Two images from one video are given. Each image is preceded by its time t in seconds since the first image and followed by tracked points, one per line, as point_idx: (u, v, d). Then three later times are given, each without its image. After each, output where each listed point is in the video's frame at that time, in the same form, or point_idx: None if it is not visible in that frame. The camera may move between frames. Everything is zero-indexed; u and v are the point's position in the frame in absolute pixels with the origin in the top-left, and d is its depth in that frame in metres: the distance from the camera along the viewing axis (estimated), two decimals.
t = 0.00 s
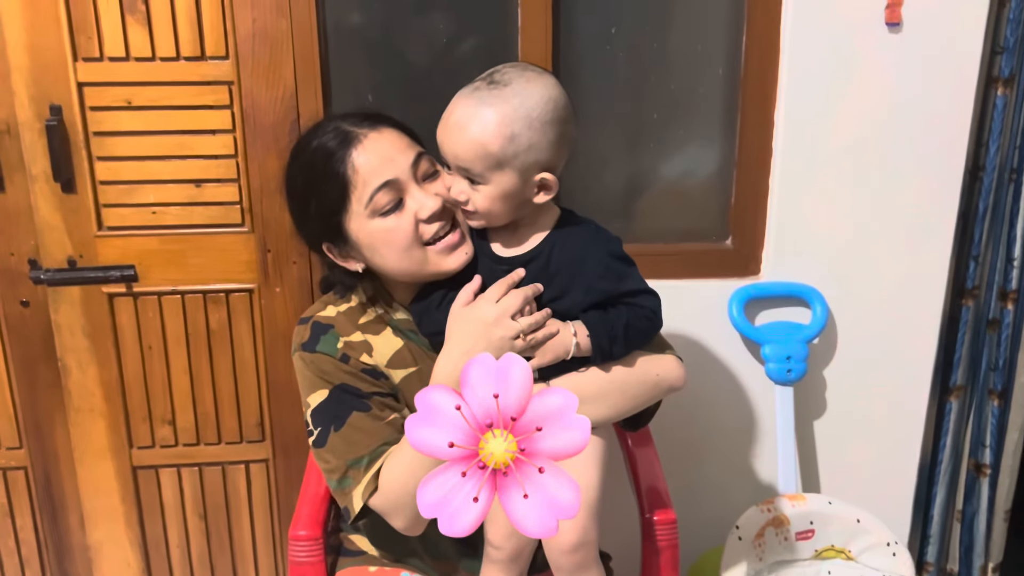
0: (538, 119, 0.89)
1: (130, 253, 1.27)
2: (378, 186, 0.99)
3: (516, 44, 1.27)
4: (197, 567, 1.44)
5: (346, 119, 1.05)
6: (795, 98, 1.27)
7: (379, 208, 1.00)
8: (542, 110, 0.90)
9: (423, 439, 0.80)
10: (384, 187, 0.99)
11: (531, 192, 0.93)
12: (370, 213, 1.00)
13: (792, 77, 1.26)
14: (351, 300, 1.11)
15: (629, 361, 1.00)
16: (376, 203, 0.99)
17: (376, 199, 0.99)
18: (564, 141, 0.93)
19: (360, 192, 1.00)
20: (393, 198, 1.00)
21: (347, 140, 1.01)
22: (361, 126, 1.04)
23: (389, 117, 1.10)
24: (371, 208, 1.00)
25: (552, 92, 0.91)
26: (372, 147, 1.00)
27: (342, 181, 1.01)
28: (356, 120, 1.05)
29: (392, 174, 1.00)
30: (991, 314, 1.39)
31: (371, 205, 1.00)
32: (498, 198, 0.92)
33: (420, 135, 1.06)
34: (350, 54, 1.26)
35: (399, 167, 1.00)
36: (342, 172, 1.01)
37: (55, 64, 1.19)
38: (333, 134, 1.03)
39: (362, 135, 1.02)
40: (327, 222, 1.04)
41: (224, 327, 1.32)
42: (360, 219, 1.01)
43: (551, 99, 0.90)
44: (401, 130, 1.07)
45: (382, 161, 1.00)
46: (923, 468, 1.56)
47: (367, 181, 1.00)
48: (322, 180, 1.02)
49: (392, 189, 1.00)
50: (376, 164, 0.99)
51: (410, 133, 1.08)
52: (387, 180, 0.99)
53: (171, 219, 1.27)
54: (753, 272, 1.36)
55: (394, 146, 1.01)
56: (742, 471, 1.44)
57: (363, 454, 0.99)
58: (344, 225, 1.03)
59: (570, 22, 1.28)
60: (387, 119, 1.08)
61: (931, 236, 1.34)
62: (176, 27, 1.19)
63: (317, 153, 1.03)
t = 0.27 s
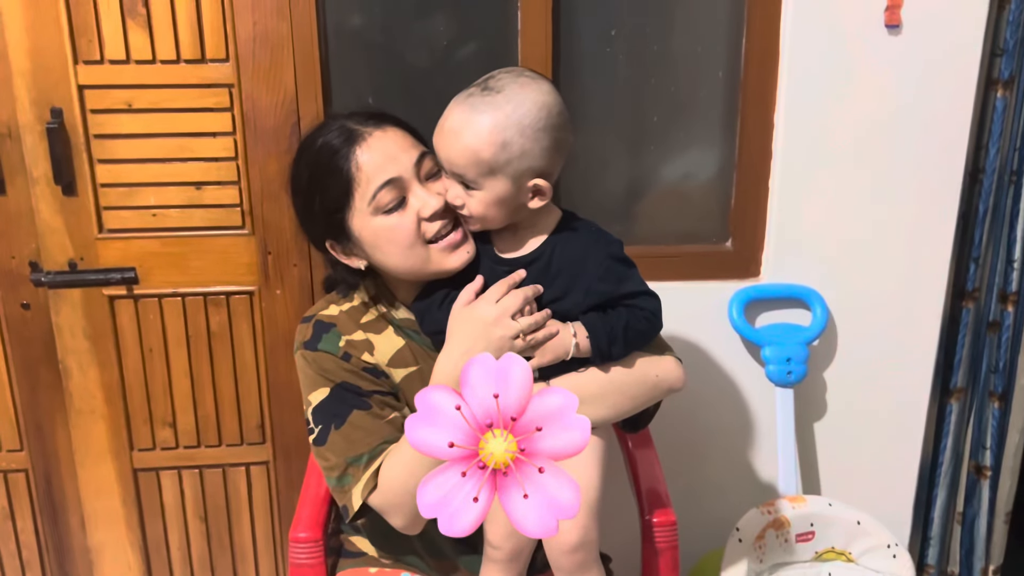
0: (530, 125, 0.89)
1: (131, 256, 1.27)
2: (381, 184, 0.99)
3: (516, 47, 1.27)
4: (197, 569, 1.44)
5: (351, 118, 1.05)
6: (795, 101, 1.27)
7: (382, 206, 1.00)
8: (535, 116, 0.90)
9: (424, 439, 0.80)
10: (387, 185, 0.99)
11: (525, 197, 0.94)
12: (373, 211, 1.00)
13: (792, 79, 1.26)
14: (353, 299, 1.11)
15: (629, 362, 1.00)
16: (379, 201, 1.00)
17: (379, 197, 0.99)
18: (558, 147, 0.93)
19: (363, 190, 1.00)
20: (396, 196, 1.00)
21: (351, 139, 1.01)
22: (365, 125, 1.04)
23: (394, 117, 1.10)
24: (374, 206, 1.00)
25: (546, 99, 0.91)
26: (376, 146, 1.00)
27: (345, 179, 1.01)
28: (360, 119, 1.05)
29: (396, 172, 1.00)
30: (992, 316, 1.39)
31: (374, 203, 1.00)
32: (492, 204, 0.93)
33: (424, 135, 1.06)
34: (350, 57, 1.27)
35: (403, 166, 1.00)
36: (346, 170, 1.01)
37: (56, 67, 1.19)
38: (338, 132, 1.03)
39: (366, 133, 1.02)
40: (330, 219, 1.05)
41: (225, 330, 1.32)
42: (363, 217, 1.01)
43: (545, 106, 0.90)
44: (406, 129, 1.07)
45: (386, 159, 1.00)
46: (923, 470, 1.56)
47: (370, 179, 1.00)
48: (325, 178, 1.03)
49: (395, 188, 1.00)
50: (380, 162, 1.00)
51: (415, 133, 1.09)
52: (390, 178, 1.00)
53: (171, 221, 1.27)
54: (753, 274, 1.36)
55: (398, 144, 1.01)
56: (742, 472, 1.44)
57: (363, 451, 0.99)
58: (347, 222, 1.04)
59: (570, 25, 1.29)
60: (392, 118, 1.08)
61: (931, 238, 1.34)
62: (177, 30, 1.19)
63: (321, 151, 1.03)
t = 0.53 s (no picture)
0: (527, 127, 0.89)
1: (131, 257, 1.27)
2: (379, 180, 0.99)
3: (516, 48, 1.27)
4: (197, 570, 1.44)
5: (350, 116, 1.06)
6: (794, 102, 1.27)
7: (381, 202, 1.00)
8: (531, 118, 0.90)
9: (424, 439, 0.80)
10: (385, 181, 0.99)
11: (522, 198, 0.93)
12: (372, 206, 1.00)
13: (791, 80, 1.26)
14: (355, 297, 1.12)
15: (629, 362, 1.00)
16: (377, 197, 1.00)
17: (377, 193, 0.99)
18: (555, 149, 0.93)
19: (362, 186, 1.00)
20: (395, 192, 1.00)
21: (350, 137, 1.02)
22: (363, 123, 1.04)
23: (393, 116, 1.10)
24: (372, 202, 1.00)
25: (544, 101, 0.91)
26: (374, 143, 1.01)
27: (344, 176, 1.01)
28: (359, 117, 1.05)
29: (394, 168, 1.00)
30: (992, 317, 1.39)
31: (373, 199, 1.00)
32: (490, 204, 0.93)
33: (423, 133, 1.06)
34: (350, 58, 1.27)
35: (401, 162, 1.00)
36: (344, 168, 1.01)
37: (56, 68, 1.19)
38: (337, 131, 1.03)
39: (365, 131, 1.02)
40: (330, 216, 1.05)
41: (225, 331, 1.32)
42: (362, 213, 1.01)
43: (542, 108, 0.90)
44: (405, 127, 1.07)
45: (384, 156, 1.00)
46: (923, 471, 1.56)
47: (369, 175, 1.00)
48: (325, 176, 1.03)
49: (394, 183, 1.00)
50: (378, 158, 1.00)
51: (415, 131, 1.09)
52: (388, 174, 1.00)
53: (171, 223, 1.27)
54: (754, 275, 1.36)
55: (397, 142, 1.01)
56: (742, 473, 1.44)
57: (362, 449, 0.99)
58: (346, 218, 1.04)
59: (570, 26, 1.29)
60: (391, 117, 1.08)
61: (931, 239, 1.34)
62: (177, 31, 1.19)
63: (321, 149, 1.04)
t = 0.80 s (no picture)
0: (526, 121, 0.89)
1: (132, 256, 1.27)
2: (380, 171, 0.99)
3: (517, 47, 1.27)
4: (198, 569, 1.44)
5: (352, 110, 1.06)
6: (795, 101, 1.27)
7: (381, 193, 1.00)
8: (532, 112, 0.90)
9: (424, 439, 0.80)
10: (386, 172, 0.99)
11: (520, 191, 0.93)
12: (372, 198, 1.00)
13: (792, 79, 1.26)
14: (357, 291, 1.12)
15: (629, 355, 1.00)
16: (378, 188, 1.00)
17: (378, 184, 1.00)
18: (555, 146, 0.93)
19: (363, 178, 1.01)
20: (395, 183, 1.00)
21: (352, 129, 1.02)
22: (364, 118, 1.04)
23: (394, 111, 1.11)
24: (373, 192, 1.00)
25: (545, 97, 0.91)
26: (375, 136, 1.01)
27: (345, 169, 1.02)
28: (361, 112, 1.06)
29: (395, 160, 1.00)
30: (993, 316, 1.39)
31: (373, 189, 1.00)
32: (490, 198, 0.93)
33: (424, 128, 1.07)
34: (351, 57, 1.27)
35: (402, 154, 1.00)
36: (345, 161, 1.01)
37: (57, 66, 1.19)
38: (338, 124, 1.04)
39: (366, 124, 1.03)
40: (331, 210, 1.05)
41: (225, 330, 1.32)
42: (363, 204, 1.01)
43: (542, 103, 0.90)
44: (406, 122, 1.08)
45: (385, 147, 1.00)
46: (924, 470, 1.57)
47: (370, 166, 1.00)
48: (326, 169, 1.03)
49: (395, 174, 1.00)
50: (379, 149, 1.00)
51: (416, 126, 1.09)
52: (390, 165, 1.00)
53: (172, 221, 1.27)
54: (754, 274, 1.36)
55: (398, 134, 1.02)
56: (743, 473, 1.44)
57: (361, 442, 0.99)
58: (347, 213, 1.04)
59: (571, 25, 1.29)
60: (391, 111, 1.08)
61: (933, 239, 1.34)
62: (177, 30, 1.19)
63: (323, 142, 1.04)
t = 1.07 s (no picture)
0: (524, 115, 0.89)
1: (131, 254, 1.27)
2: (376, 164, 1.00)
3: (518, 45, 1.27)
4: (197, 567, 1.44)
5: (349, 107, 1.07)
6: (796, 100, 1.27)
7: (378, 186, 1.00)
8: (530, 107, 0.89)
9: (423, 439, 0.80)
10: (382, 164, 1.00)
11: (516, 185, 0.92)
12: (369, 191, 1.00)
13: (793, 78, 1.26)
14: (357, 288, 1.12)
15: (626, 350, 1.00)
16: (375, 181, 1.00)
17: (374, 177, 1.00)
18: (552, 142, 0.92)
19: (360, 172, 1.01)
20: (392, 176, 1.00)
21: (349, 124, 1.03)
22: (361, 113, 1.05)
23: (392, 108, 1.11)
24: (370, 185, 1.00)
25: (543, 92, 0.91)
26: (372, 131, 1.02)
27: (342, 164, 1.02)
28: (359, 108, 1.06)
29: (392, 154, 1.00)
30: (993, 315, 1.39)
31: (370, 183, 1.00)
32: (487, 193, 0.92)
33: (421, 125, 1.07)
34: (351, 55, 1.26)
35: (399, 148, 1.01)
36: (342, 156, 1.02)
37: (56, 63, 1.18)
38: (335, 120, 1.04)
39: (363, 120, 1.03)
40: (328, 205, 1.06)
41: (224, 328, 1.32)
42: (360, 198, 1.01)
43: (541, 99, 0.90)
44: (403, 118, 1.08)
45: (382, 141, 1.00)
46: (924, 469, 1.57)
47: (366, 159, 1.00)
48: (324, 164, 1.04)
49: (391, 167, 1.00)
50: (376, 143, 1.00)
51: (413, 123, 1.09)
52: (386, 158, 1.00)
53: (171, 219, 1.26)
54: (755, 273, 1.36)
55: (395, 129, 1.02)
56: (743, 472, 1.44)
57: (360, 437, 0.99)
58: (345, 208, 1.04)
59: (572, 23, 1.28)
60: (388, 108, 1.09)
61: (934, 238, 1.34)
62: (177, 27, 1.19)
63: (321, 137, 1.04)
